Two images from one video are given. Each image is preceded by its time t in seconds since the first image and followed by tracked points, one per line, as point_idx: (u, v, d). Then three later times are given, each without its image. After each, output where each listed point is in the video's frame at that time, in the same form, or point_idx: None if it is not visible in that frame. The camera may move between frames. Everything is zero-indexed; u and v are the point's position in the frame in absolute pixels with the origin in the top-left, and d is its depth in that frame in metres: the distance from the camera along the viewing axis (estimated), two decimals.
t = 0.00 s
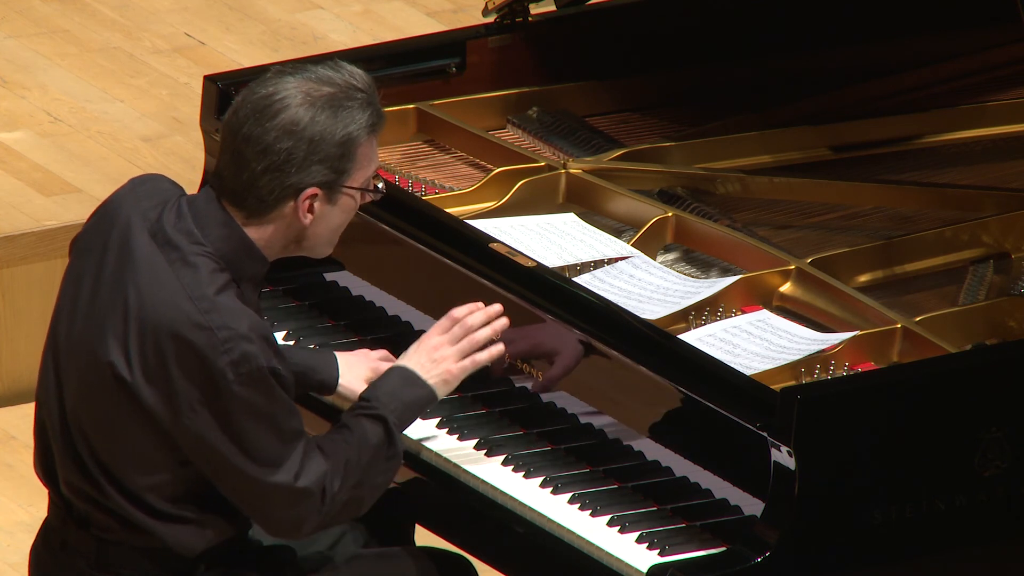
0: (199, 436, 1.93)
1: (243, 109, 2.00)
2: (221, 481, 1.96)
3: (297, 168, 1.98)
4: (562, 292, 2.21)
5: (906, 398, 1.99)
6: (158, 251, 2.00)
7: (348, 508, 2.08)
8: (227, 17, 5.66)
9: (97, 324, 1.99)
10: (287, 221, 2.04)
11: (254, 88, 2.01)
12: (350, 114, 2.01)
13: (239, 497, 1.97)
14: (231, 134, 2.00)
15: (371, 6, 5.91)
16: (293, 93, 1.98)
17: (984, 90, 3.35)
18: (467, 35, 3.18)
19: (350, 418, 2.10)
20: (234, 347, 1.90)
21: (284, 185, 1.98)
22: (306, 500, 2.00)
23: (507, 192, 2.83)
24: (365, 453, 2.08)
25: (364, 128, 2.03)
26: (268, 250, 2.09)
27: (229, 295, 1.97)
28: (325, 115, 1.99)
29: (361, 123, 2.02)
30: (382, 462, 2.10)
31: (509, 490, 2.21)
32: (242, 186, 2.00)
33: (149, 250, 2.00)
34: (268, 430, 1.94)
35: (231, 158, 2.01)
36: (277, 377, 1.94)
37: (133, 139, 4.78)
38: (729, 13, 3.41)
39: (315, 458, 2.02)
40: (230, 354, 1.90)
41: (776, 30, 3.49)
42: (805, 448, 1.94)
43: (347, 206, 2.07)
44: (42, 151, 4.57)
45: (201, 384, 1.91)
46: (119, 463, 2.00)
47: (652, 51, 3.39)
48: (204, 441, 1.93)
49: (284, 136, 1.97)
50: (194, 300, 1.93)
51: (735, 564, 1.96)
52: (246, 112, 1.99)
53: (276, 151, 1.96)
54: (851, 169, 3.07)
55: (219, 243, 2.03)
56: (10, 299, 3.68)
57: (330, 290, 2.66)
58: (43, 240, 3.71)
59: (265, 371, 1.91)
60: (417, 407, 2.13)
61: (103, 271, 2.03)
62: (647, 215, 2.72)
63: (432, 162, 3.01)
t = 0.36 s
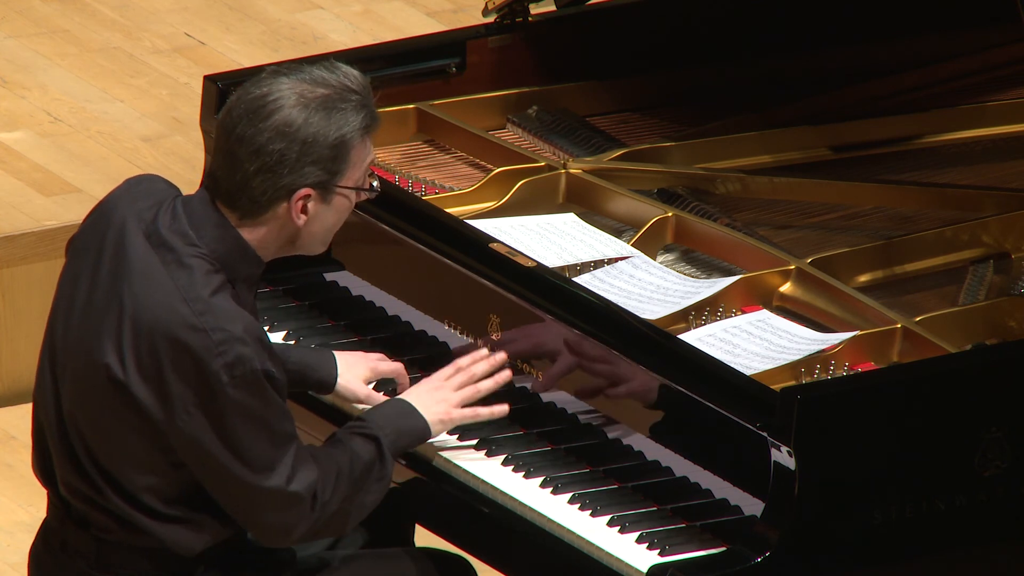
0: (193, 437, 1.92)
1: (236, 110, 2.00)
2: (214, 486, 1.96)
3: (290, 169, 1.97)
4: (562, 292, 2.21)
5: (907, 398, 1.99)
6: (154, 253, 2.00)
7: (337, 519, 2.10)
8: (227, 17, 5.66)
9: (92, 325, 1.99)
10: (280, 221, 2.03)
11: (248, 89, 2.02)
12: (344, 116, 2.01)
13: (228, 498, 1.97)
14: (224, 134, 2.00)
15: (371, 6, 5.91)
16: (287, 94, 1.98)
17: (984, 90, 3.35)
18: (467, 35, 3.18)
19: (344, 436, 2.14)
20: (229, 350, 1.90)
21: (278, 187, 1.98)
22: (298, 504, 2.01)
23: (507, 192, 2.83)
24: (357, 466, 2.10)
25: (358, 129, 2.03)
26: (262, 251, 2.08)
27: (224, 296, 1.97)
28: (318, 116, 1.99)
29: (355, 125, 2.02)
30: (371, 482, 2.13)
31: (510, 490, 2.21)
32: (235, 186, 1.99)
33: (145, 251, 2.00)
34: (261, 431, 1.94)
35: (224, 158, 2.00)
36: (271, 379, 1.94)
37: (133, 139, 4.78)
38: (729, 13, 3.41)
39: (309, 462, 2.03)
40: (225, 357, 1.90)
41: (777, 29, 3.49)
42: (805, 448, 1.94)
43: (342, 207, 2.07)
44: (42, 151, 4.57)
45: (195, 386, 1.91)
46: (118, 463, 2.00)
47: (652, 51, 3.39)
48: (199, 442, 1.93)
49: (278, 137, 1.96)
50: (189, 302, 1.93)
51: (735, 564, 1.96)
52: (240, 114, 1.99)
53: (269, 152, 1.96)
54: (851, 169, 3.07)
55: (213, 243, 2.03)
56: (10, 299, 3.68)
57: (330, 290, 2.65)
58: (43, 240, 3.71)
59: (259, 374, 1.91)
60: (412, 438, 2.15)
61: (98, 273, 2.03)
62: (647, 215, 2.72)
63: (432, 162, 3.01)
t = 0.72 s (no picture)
0: (189, 436, 1.93)
1: (218, 102, 2.01)
2: (210, 486, 1.97)
3: (264, 160, 1.97)
4: (562, 292, 2.21)
5: (907, 398, 1.99)
6: (148, 254, 2.00)
7: (335, 517, 2.10)
8: (227, 17, 5.65)
9: (88, 326, 1.99)
10: (262, 214, 2.03)
11: (232, 82, 2.02)
12: (321, 108, 1.99)
13: (224, 497, 1.97)
14: (208, 126, 2.02)
15: (371, 6, 5.91)
16: (264, 86, 1.98)
17: (984, 90, 3.35)
18: (467, 35, 3.19)
19: (341, 433, 2.14)
20: (223, 349, 1.90)
21: (253, 179, 1.98)
22: (295, 501, 2.01)
23: (507, 192, 2.83)
24: (354, 463, 2.11)
25: (338, 121, 2.01)
26: (256, 249, 2.09)
27: (218, 295, 1.97)
28: (294, 108, 1.97)
29: (333, 117, 2.00)
30: (369, 480, 2.14)
31: (510, 490, 2.21)
32: (217, 179, 2.01)
33: (139, 252, 2.00)
34: (256, 430, 1.94)
35: (207, 151, 2.02)
36: (266, 377, 1.94)
37: (133, 139, 4.78)
38: (729, 13, 3.42)
39: (304, 460, 2.03)
40: (219, 356, 1.90)
41: (777, 29, 3.49)
42: (805, 448, 1.94)
43: (327, 203, 2.05)
44: (42, 151, 4.57)
45: (190, 386, 1.91)
46: (117, 463, 2.00)
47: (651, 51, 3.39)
48: (196, 441, 1.93)
49: (252, 128, 1.96)
50: (183, 301, 1.93)
51: (735, 564, 1.96)
52: (222, 105, 2.00)
53: (243, 143, 1.97)
54: (851, 169, 3.07)
55: (207, 243, 2.04)
56: (10, 300, 3.68)
57: (330, 290, 2.65)
58: (43, 240, 3.71)
59: (253, 373, 1.91)
60: (408, 437, 2.17)
61: (94, 273, 2.03)
62: (647, 215, 2.72)
63: (432, 162, 3.01)
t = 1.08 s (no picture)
0: (186, 434, 1.93)
1: (207, 97, 2.01)
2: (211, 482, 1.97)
3: (246, 155, 1.97)
4: (561, 292, 2.21)
5: (907, 398, 1.99)
6: (143, 253, 2.01)
7: (343, 504, 2.10)
8: (227, 17, 5.65)
9: (84, 327, 1.99)
10: (248, 210, 2.03)
11: (222, 78, 2.02)
12: (306, 105, 1.98)
13: (228, 495, 1.98)
14: (197, 121, 2.02)
15: (371, 6, 5.91)
16: (250, 82, 1.97)
17: (984, 90, 3.35)
18: (467, 35, 3.19)
19: (346, 420, 2.14)
20: (219, 346, 1.91)
21: (237, 173, 1.98)
22: (300, 490, 2.02)
23: (507, 192, 2.83)
24: (360, 449, 2.11)
25: (323, 118, 1.99)
26: (247, 247, 2.08)
27: (212, 292, 1.98)
28: (278, 104, 1.96)
29: (318, 115, 1.98)
30: (376, 466, 2.13)
31: (510, 490, 2.21)
32: (205, 174, 2.01)
33: (135, 253, 2.01)
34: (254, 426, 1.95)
35: (195, 145, 2.03)
36: (263, 372, 1.94)
37: (134, 139, 4.78)
38: (728, 13, 3.42)
39: (307, 449, 2.04)
40: (215, 353, 1.90)
41: (777, 29, 3.50)
42: (805, 448, 1.94)
43: (313, 200, 2.04)
44: (42, 151, 4.58)
45: (186, 384, 1.91)
46: (115, 463, 2.00)
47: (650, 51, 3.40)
48: (192, 439, 1.93)
49: (234, 123, 1.96)
50: (178, 300, 1.94)
51: (735, 564, 1.96)
52: (209, 101, 2.00)
53: (226, 137, 1.96)
54: (851, 169, 3.07)
55: (200, 241, 2.04)
56: (10, 299, 3.67)
57: (330, 290, 2.65)
58: (43, 240, 3.71)
59: (249, 368, 1.92)
60: (412, 423, 2.17)
61: (91, 275, 2.04)
62: (647, 215, 2.72)
63: (432, 162, 3.01)
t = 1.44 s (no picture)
0: (185, 432, 1.93)
1: (198, 98, 2.01)
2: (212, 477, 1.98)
3: (243, 155, 1.97)
4: (561, 292, 2.21)
5: (908, 397, 1.99)
6: (137, 253, 2.01)
7: (347, 490, 2.12)
8: (227, 17, 5.65)
9: (79, 328, 1.99)
10: (245, 208, 2.03)
11: (211, 78, 2.02)
12: (300, 101, 1.98)
13: (228, 485, 1.99)
14: (188, 122, 2.02)
15: (371, 5, 5.91)
16: (242, 80, 1.97)
17: (984, 91, 3.35)
18: (467, 35, 3.19)
19: (348, 406, 2.17)
20: (215, 342, 1.91)
21: (234, 173, 1.98)
22: (303, 479, 2.03)
23: (507, 192, 2.83)
24: (363, 434, 2.13)
25: (317, 113, 2.00)
26: (243, 246, 2.09)
27: (207, 290, 1.98)
28: (272, 102, 1.96)
29: (312, 110, 1.99)
30: (377, 451, 2.16)
31: (510, 490, 2.21)
32: (199, 175, 2.01)
33: (129, 253, 2.01)
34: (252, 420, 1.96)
35: (188, 147, 2.02)
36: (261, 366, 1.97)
37: (134, 139, 4.78)
38: (728, 13, 3.42)
39: (309, 436, 2.06)
40: (211, 350, 1.91)
41: (777, 30, 3.50)
42: (805, 448, 1.94)
43: (310, 195, 2.05)
44: (42, 151, 4.58)
45: (183, 382, 1.92)
46: (113, 463, 2.00)
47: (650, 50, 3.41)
48: (190, 437, 1.93)
49: (229, 123, 1.96)
50: (173, 298, 1.94)
51: (735, 564, 1.96)
52: (200, 101, 1.99)
53: (221, 138, 1.96)
54: (851, 169, 3.07)
55: (195, 241, 2.04)
56: (10, 300, 3.67)
57: (330, 290, 2.66)
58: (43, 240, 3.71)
59: (246, 364, 1.93)
60: (414, 404, 2.20)
61: (86, 276, 2.04)
62: (647, 215, 2.73)
63: (432, 162, 3.01)
